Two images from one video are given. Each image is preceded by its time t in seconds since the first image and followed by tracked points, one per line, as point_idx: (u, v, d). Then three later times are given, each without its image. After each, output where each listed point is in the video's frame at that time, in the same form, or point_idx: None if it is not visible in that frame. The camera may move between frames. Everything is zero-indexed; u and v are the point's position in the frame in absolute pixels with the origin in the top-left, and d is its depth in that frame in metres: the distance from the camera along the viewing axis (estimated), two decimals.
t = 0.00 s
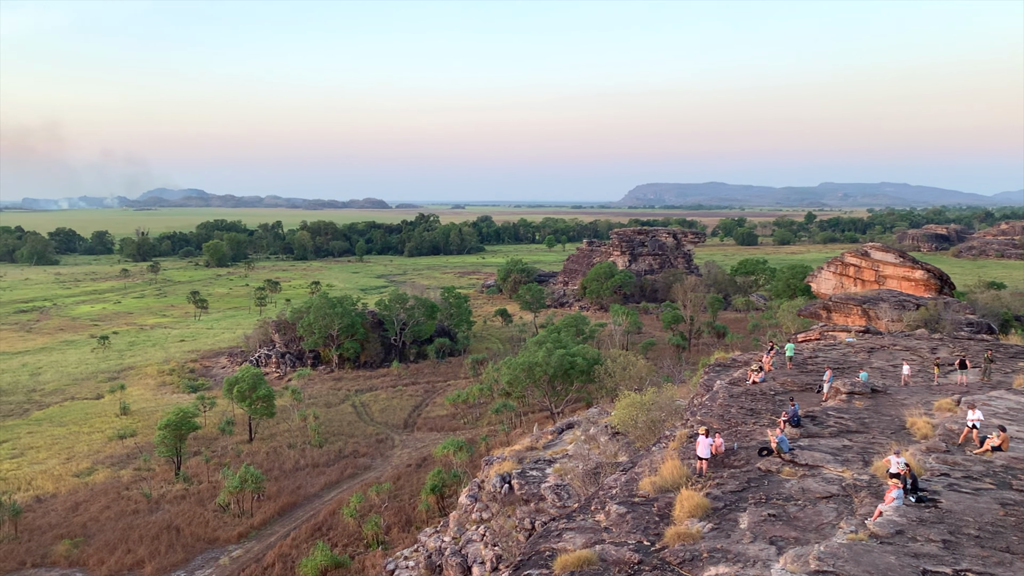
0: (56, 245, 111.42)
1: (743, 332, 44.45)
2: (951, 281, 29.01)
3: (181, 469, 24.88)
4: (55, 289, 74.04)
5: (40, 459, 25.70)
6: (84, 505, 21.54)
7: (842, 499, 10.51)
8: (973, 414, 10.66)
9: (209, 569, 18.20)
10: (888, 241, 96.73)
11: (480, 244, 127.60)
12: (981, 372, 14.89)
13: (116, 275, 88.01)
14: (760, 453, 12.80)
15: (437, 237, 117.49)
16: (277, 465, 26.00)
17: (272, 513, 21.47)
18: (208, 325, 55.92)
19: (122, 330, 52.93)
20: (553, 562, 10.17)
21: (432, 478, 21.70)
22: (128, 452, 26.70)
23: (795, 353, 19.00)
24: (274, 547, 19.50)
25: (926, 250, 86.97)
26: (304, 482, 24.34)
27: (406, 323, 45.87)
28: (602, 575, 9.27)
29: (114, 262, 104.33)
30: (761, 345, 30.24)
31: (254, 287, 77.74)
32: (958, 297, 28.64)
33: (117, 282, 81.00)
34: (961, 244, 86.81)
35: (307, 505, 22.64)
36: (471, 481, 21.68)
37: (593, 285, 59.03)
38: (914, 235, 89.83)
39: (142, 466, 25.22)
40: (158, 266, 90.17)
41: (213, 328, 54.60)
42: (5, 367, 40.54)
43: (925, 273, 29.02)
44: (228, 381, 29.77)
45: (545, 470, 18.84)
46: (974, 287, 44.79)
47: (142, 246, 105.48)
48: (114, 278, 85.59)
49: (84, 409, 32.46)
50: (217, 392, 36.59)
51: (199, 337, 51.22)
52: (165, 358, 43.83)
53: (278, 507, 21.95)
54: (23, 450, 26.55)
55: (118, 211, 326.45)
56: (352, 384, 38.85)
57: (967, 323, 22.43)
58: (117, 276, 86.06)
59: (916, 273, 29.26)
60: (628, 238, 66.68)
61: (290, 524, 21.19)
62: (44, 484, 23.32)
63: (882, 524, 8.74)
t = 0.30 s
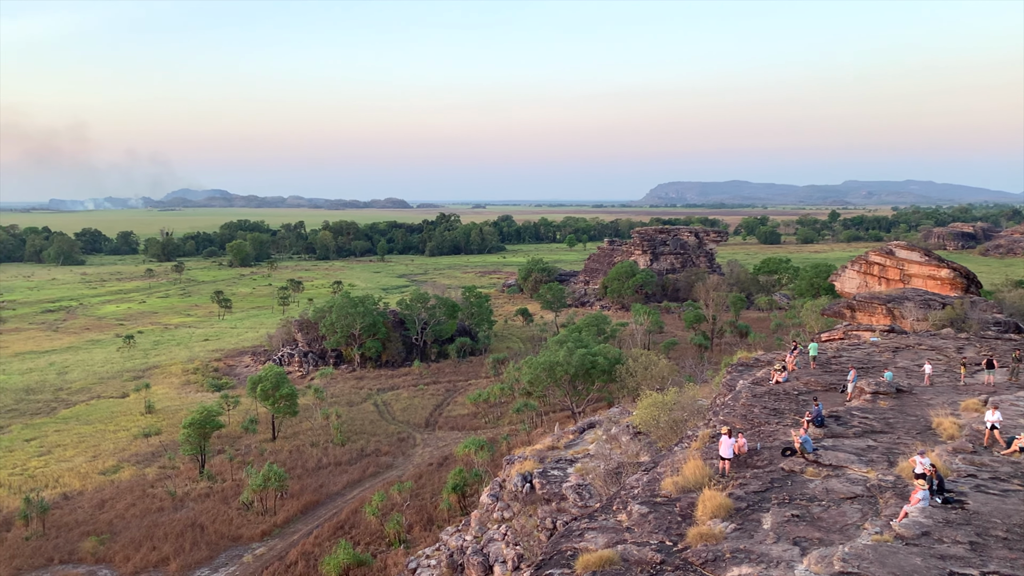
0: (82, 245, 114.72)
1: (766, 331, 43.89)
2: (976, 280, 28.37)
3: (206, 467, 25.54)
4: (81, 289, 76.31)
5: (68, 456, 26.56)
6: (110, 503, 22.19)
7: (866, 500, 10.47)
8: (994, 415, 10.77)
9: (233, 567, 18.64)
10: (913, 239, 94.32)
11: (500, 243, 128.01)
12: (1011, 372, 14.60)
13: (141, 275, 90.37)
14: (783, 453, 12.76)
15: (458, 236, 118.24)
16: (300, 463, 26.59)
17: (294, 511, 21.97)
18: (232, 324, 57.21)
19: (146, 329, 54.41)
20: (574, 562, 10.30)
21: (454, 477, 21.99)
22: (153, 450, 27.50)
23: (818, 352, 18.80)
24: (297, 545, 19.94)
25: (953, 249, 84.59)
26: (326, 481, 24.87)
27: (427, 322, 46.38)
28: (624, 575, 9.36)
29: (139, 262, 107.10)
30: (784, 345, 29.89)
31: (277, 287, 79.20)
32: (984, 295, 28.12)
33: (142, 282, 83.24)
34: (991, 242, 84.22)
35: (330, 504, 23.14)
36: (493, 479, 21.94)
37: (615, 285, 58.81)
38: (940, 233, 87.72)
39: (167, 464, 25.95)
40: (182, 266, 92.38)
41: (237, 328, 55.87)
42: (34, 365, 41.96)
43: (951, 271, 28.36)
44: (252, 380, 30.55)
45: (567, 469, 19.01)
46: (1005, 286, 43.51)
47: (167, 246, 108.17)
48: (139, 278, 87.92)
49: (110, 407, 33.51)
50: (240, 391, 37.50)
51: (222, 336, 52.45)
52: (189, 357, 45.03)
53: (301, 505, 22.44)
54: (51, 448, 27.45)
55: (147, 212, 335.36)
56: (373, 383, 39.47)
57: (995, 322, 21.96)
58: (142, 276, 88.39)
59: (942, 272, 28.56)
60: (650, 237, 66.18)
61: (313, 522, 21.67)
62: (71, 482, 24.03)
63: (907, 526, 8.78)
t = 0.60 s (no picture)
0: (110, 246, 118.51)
1: (791, 330, 43.28)
2: (1005, 278, 27.89)
3: (231, 465, 26.30)
4: (108, 289, 78.83)
5: (96, 454, 27.53)
6: (136, 501, 22.94)
7: (893, 500, 10.42)
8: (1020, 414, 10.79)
9: (257, 564, 19.23)
10: (940, 236, 91.76)
11: (522, 242, 128.36)
12: None
13: (167, 275, 92.98)
14: (808, 452, 12.74)
15: (479, 235, 118.85)
16: (324, 461, 27.24)
17: (318, 510, 22.55)
18: (257, 324, 58.63)
19: (171, 329, 56.08)
20: (598, 561, 10.45)
21: (476, 476, 22.30)
22: (178, 448, 28.42)
23: (843, 351, 18.58)
24: (320, 543, 20.46)
25: (980, 246, 82.08)
26: (350, 479, 25.45)
27: (449, 321, 46.90)
28: (648, 574, 9.47)
29: (166, 262, 110.18)
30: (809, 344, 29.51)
31: (301, 287, 80.81)
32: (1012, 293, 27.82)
33: (168, 282, 85.70)
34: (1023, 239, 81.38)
35: (353, 502, 23.67)
36: (516, 478, 22.22)
37: (637, 284, 58.56)
38: (967, 231, 85.28)
39: (193, 462, 26.76)
40: (208, 266, 94.81)
41: (262, 327, 57.23)
42: (63, 365, 43.55)
43: (979, 269, 27.72)
44: (276, 378, 31.29)
45: (590, 468, 19.17)
46: None
47: (192, 246, 111.10)
48: (165, 278, 90.54)
49: (136, 406, 34.69)
50: (264, 390, 38.50)
51: (247, 336, 53.81)
52: (214, 356, 46.32)
53: (325, 503, 23.03)
54: (79, 445, 28.50)
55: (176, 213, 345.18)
56: (396, 382, 40.10)
57: None
58: (168, 276, 90.96)
59: (969, 270, 27.96)
60: (673, 235, 65.64)
61: (337, 520, 22.24)
62: (99, 479, 24.89)
63: (934, 527, 8.82)
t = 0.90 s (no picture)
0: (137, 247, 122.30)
1: (816, 330, 42.57)
2: None
3: (256, 464, 27.05)
4: (135, 289, 81.29)
5: (122, 452, 28.50)
6: (162, 499, 23.69)
7: (920, 501, 10.38)
8: None
9: (282, 562, 19.80)
10: (969, 234, 88.88)
11: (544, 241, 128.43)
12: None
13: (192, 275, 95.60)
14: (833, 453, 12.68)
15: (501, 235, 119.25)
16: (348, 460, 27.88)
17: (342, 508, 23.12)
18: (281, 324, 59.99)
19: (197, 328, 57.72)
20: (621, 561, 10.57)
21: (499, 475, 22.56)
22: (204, 447, 29.34)
23: (869, 350, 18.33)
24: (344, 541, 20.99)
25: (1012, 244, 79.34)
26: (374, 478, 25.98)
27: (471, 321, 47.29)
28: (673, 574, 9.55)
29: (192, 263, 113.20)
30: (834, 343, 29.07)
31: (324, 287, 82.31)
32: None
33: (194, 282, 88.13)
34: None
35: (378, 500, 24.18)
36: (538, 478, 22.45)
37: (660, 283, 58.19)
38: (995, 230, 81.89)
39: (218, 461, 27.59)
40: (232, 266, 97.16)
41: (286, 327, 58.55)
42: (92, 365, 45.12)
43: (1008, 267, 27.15)
44: (300, 378, 31.98)
45: (613, 468, 19.28)
46: None
47: (217, 246, 113.96)
48: (191, 278, 93.12)
49: (162, 405, 35.85)
50: (288, 389, 39.48)
51: (271, 335, 55.11)
52: (239, 356, 47.59)
53: (349, 502, 23.60)
54: (106, 444, 29.53)
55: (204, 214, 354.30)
56: (418, 381, 40.68)
57: None
58: (194, 276, 93.48)
59: (999, 267, 27.36)
60: (696, 234, 64.90)
61: (361, 519, 22.77)
62: (126, 477, 25.73)
63: (963, 529, 8.82)
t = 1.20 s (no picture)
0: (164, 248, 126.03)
1: (841, 330, 41.84)
2: None
3: (281, 463, 27.74)
4: (161, 290, 83.86)
5: (149, 452, 29.55)
6: (188, 498, 24.45)
7: (948, 504, 10.30)
8: None
9: (307, 560, 20.33)
10: (999, 233, 86.11)
11: (566, 241, 128.43)
12: None
13: (218, 276, 98.20)
14: (859, 454, 12.61)
15: (523, 235, 119.54)
16: (373, 459, 28.44)
17: (366, 507, 23.66)
18: (305, 324, 61.34)
19: (223, 329, 59.34)
20: (644, 562, 10.64)
21: (521, 476, 22.79)
22: (229, 446, 30.25)
23: (895, 351, 18.08)
24: (367, 540, 21.49)
25: None
26: (397, 478, 26.47)
27: (493, 321, 47.65)
28: (696, 575, 9.64)
29: (217, 263, 116.22)
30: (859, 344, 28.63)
31: (347, 287, 83.77)
32: None
33: (219, 283, 90.47)
34: None
35: (401, 500, 24.66)
36: (560, 479, 22.71)
37: (683, 283, 57.76)
38: None
39: (243, 460, 28.39)
40: (257, 267, 99.53)
41: (311, 327, 59.83)
42: (119, 365, 46.74)
43: None
44: (324, 377, 32.69)
45: (636, 469, 19.38)
46: None
47: (242, 247, 116.91)
48: (216, 278, 95.67)
49: (188, 405, 37.03)
50: (312, 388, 40.45)
51: (295, 335, 56.38)
52: (264, 356, 48.86)
53: (373, 501, 24.12)
54: (133, 443, 30.70)
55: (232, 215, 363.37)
56: (440, 381, 41.22)
57: None
58: (219, 277, 96.00)
59: None
60: (720, 234, 64.11)
61: (385, 518, 23.24)
62: (152, 476, 26.65)
63: (992, 532, 8.80)
